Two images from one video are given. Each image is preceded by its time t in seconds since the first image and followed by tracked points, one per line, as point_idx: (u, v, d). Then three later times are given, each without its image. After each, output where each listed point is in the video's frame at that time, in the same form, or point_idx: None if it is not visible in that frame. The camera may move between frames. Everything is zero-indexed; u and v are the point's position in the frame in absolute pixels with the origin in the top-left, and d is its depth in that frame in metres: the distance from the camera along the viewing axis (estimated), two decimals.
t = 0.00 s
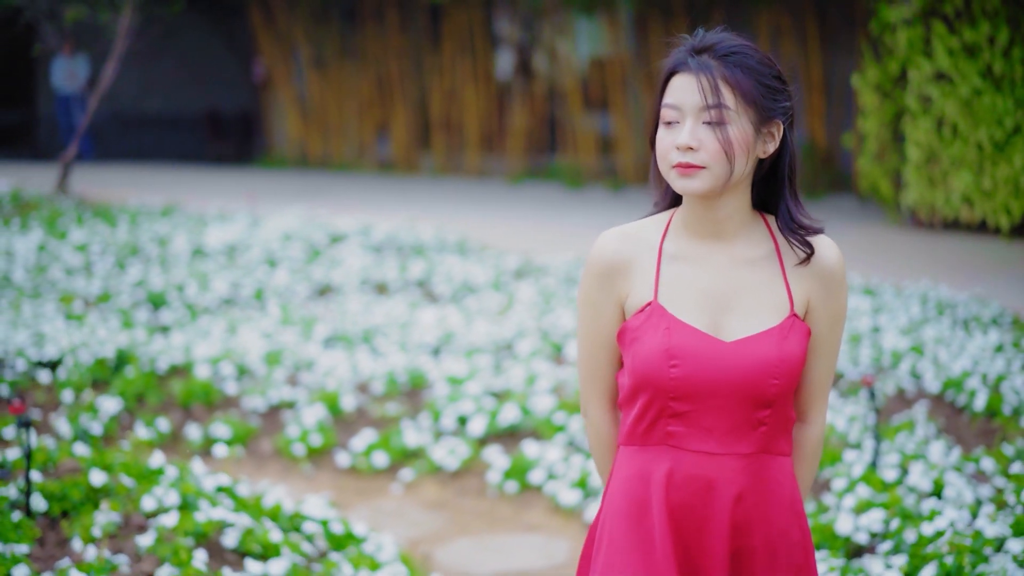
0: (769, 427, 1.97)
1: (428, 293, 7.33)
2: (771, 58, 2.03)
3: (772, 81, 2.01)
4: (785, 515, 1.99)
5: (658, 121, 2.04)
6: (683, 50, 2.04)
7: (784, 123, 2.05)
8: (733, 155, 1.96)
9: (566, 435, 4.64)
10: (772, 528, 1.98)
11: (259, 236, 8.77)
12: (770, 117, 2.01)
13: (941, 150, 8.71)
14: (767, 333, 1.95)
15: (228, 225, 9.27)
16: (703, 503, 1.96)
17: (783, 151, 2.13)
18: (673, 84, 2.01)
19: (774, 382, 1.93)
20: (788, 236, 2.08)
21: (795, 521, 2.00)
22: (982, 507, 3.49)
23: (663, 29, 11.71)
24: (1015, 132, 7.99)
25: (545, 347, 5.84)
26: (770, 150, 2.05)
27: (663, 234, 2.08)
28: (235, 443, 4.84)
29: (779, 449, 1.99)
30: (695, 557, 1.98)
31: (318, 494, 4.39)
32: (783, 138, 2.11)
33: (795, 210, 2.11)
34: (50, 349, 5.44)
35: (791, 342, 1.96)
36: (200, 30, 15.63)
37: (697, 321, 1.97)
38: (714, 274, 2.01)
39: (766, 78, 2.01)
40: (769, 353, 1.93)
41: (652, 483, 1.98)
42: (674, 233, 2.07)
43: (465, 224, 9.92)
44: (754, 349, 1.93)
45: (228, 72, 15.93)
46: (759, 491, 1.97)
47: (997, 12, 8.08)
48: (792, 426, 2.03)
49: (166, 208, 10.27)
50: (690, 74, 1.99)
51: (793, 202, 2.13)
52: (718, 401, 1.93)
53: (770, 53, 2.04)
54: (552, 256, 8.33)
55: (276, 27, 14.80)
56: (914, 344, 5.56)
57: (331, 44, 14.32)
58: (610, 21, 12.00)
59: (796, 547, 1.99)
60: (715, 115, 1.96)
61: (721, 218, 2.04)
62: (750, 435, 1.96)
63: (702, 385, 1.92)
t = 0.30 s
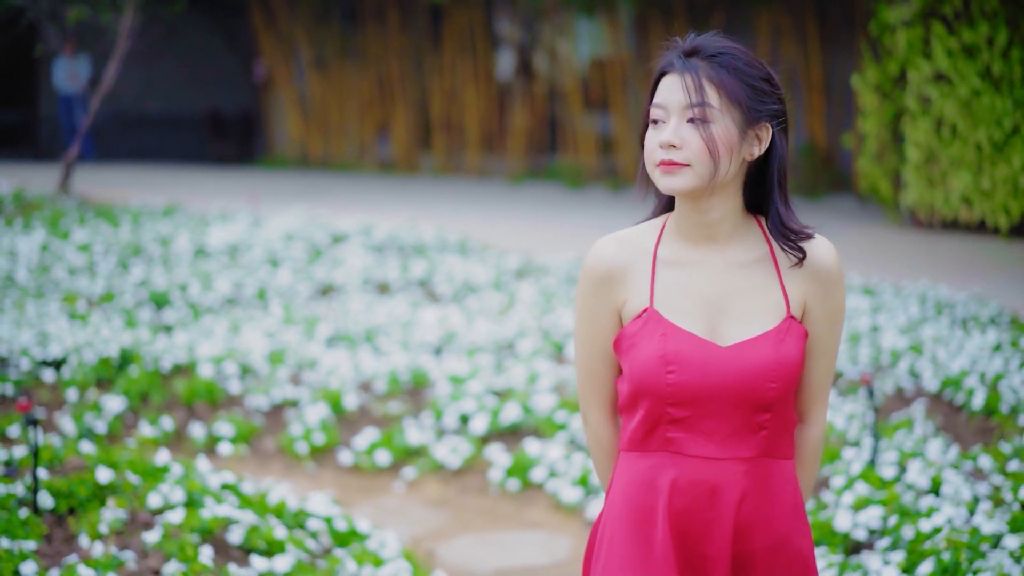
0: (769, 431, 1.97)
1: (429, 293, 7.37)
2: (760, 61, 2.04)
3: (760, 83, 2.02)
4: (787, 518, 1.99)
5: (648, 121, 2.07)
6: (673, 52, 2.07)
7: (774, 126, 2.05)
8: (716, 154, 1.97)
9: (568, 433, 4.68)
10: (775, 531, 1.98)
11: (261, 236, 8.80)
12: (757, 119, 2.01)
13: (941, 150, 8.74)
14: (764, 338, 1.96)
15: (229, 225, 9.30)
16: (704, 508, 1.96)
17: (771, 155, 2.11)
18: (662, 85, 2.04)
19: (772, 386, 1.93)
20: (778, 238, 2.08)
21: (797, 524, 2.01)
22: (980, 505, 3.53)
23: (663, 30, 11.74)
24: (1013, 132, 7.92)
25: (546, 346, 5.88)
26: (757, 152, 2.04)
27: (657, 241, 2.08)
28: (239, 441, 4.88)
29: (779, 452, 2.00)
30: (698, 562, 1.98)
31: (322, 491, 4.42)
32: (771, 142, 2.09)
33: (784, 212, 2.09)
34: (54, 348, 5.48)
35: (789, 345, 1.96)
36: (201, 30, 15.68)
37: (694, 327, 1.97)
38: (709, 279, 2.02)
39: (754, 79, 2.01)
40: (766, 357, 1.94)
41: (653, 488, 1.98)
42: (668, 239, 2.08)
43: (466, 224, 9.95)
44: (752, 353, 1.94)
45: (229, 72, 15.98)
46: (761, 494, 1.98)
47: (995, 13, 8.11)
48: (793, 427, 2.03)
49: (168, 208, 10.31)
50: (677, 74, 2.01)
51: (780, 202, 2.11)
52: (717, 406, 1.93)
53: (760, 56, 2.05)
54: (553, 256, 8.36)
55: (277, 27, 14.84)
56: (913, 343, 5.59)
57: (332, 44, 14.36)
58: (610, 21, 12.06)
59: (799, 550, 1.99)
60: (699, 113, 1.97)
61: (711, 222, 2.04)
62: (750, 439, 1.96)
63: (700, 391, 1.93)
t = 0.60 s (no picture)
0: (765, 431, 1.96)
1: (431, 292, 7.41)
2: (746, 57, 2.02)
3: (745, 79, 2.00)
4: (787, 518, 1.98)
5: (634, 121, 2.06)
6: (659, 51, 2.06)
7: (760, 124, 2.03)
8: (699, 150, 1.95)
9: (569, 431, 4.72)
10: (774, 531, 1.96)
11: (262, 236, 8.83)
12: (742, 116, 1.99)
13: (939, 150, 8.78)
14: (756, 336, 1.95)
15: (231, 225, 9.34)
16: (702, 509, 1.95)
17: (757, 154, 2.06)
18: (647, 84, 2.03)
19: (765, 384, 1.92)
20: (766, 238, 2.05)
21: (797, 525, 1.99)
22: (976, 502, 3.56)
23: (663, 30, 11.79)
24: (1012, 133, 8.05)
25: (547, 346, 5.91)
26: (743, 150, 2.02)
27: (650, 241, 2.09)
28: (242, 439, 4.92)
29: (777, 451, 1.98)
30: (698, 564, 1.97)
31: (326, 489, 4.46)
32: (759, 140, 2.05)
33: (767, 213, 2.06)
34: (58, 347, 5.52)
35: (782, 343, 1.95)
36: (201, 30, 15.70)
37: (686, 326, 1.97)
38: (700, 279, 2.02)
39: (739, 76, 1.99)
40: (759, 355, 1.92)
41: (650, 490, 1.97)
42: (661, 239, 2.09)
43: (467, 224, 9.98)
44: (744, 351, 1.92)
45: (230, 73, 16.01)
46: (758, 496, 1.96)
47: (994, 14, 8.15)
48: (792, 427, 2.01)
49: (169, 208, 10.34)
50: (661, 72, 2.00)
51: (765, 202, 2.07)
52: (710, 405, 1.92)
53: (746, 53, 2.03)
54: (553, 255, 8.40)
55: (278, 28, 14.87)
56: (911, 342, 5.63)
57: (333, 45, 14.40)
58: (610, 22, 12.11)
59: (799, 551, 1.98)
60: (682, 110, 1.96)
61: (700, 221, 2.04)
62: (746, 439, 1.95)
63: (693, 391, 1.92)
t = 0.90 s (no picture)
0: (752, 424, 1.94)
1: (424, 291, 7.45)
2: (724, 50, 2.01)
3: (723, 72, 1.99)
4: (778, 512, 1.96)
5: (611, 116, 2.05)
6: (636, 46, 2.04)
7: (739, 117, 2.02)
8: (678, 143, 1.94)
9: (562, 428, 4.75)
10: (765, 526, 1.95)
11: (257, 235, 8.85)
12: (720, 109, 1.98)
13: (930, 150, 8.83)
14: (738, 329, 1.93)
15: (225, 224, 9.36)
16: (691, 505, 1.93)
17: (735, 147, 2.04)
18: (624, 78, 2.02)
19: (748, 376, 1.90)
20: (744, 233, 2.03)
21: (788, 519, 1.97)
22: (965, 497, 3.60)
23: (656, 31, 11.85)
24: (1001, 132, 8.20)
25: (540, 344, 5.94)
26: (722, 143, 2.01)
27: (632, 237, 2.08)
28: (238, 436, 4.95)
29: (765, 445, 1.97)
30: (691, 562, 1.95)
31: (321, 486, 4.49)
32: (737, 133, 2.04)
33: (742, 210, 2.03)
34: (53, 346, 5.53)
35: (764, 335, 1.93)
36: (193, 30, 15.70)
37: (667, 321, 1.95)
38: (681, 274, 2.00)
39: (716, 69, 1.98)
40: (741, 347, 1.90)
41: (639, 488, 1.96)
42: (643, 235, 2.08)
43: (460, 224, 10.01)
44: (727, 343, 1.91)
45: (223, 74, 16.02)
46: (748, 490, 1.95)
47: (984, 14, 8.21)
48: (780, 420, 1.99)
49: (163, 208, 10.34)
50: (638, 66, 1.99)
51: (742, 197, 2.04)
52: (694, 400, 1.91)
53: (723, 46, 2.02)
54: (546, 255, 8.43)
55: (271, 28, 14.87)
56: (901, 340, 5.68)
57: (326, 46, 14.43)
58: (603, 23, 12.17)
59: (792, 544, 1.96)
60: (659, 104, 1.95)
61: (680, 215, 2.03)
62: (732, 433, 1.93)
63: (676, 385, 1.90)
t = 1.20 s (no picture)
0: (726, 413, 1.96)
1: (405, 289, 7.45)
2: (688, 42, 2.04)
3: (688, 65, 2.01)
4: (755, 500, 1.99)
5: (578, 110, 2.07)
6: (601, 39, 2.06)
7: (704, 109, 2.04)
8: (647, 136, 1.97)
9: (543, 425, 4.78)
10: (743, 514, 1.98)
11: (238, 234, 8.83)
12: (687, 100, 2.01)
13: (908, 149, 8.90)
14: (708, 317, 1.95)
15: (206, 223, 9.34)
16: (669, 497, 1.95)
17: (701, 139, 2.06)
18: (590, 71, 2.04)
19: (720, 365, 1.92)
20: (713, 222, 2.05)
21: (766, 506, 2.00)
22: (942, 491, 3.64)
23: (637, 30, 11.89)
24: (979, 132, 8.30)
25: (521, 342, 5.97)
26: (689, 135, 2.03)
27: (599, 232, 2.10)
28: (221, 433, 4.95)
29: (740, 433, 1.99)
30: (672, 553, 1.98)
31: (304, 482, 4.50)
32: (703, 125, 2.06)
33: (707, 198, 2.05)
34: (35, 344, 5.51)
35: (734, 323, 1.96)
36: (173, 29, 15.62)
37: (638, 312, 1.97)
38: (650, 264, 2.02)
39: (682, 61, 2.01)
40: (712, 337, 1.93)
41: (617, 481, 1.98)
42: (611, 229, 2.10)
43: (442, 223, 10.02)
44: (698, 333, 1.93)
45: (203, 73, 15.96)
46: (725, 479, 1.97)
47: (961, 14, 8.31)
48: (754, 408, 2.02)
49: (144, 207, 10.29)
50: (604, 59, 2.01)
51: (706, 186, 2.06)
52: (668, 391, 1.93)
53: (687, 38, 2.05)
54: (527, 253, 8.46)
55: (251, 27, 14.82)
56: (879, 337, 5.74)
57: (307, 45, 14.39)
58: (584, 22, 12.21)
59: (769, 530, 1.99)
60: (627, 97, 1.97)
61: (648, 206, 2.05)
62: (706, 422, 1.96)
63: (649, 377, 1.92)
